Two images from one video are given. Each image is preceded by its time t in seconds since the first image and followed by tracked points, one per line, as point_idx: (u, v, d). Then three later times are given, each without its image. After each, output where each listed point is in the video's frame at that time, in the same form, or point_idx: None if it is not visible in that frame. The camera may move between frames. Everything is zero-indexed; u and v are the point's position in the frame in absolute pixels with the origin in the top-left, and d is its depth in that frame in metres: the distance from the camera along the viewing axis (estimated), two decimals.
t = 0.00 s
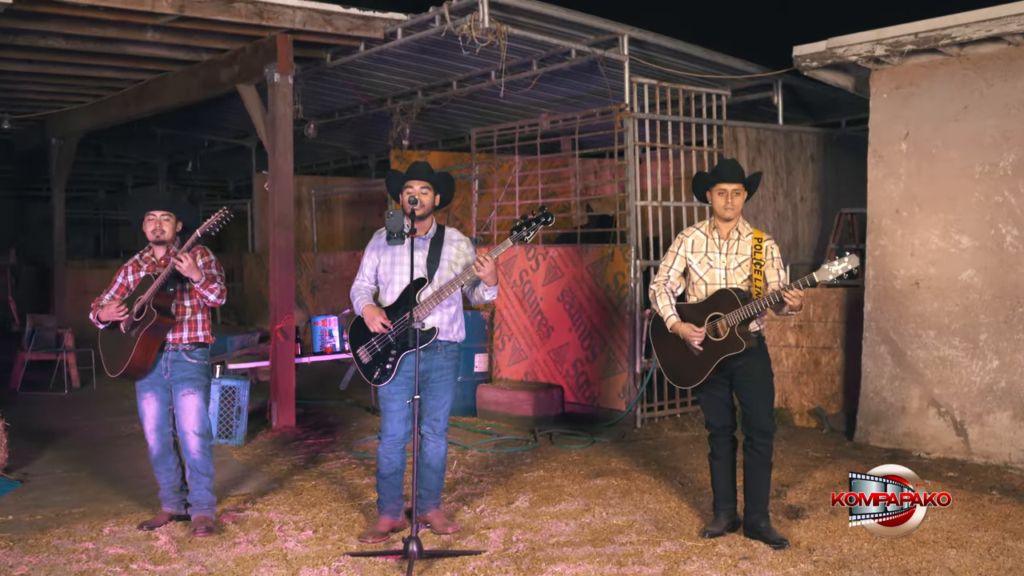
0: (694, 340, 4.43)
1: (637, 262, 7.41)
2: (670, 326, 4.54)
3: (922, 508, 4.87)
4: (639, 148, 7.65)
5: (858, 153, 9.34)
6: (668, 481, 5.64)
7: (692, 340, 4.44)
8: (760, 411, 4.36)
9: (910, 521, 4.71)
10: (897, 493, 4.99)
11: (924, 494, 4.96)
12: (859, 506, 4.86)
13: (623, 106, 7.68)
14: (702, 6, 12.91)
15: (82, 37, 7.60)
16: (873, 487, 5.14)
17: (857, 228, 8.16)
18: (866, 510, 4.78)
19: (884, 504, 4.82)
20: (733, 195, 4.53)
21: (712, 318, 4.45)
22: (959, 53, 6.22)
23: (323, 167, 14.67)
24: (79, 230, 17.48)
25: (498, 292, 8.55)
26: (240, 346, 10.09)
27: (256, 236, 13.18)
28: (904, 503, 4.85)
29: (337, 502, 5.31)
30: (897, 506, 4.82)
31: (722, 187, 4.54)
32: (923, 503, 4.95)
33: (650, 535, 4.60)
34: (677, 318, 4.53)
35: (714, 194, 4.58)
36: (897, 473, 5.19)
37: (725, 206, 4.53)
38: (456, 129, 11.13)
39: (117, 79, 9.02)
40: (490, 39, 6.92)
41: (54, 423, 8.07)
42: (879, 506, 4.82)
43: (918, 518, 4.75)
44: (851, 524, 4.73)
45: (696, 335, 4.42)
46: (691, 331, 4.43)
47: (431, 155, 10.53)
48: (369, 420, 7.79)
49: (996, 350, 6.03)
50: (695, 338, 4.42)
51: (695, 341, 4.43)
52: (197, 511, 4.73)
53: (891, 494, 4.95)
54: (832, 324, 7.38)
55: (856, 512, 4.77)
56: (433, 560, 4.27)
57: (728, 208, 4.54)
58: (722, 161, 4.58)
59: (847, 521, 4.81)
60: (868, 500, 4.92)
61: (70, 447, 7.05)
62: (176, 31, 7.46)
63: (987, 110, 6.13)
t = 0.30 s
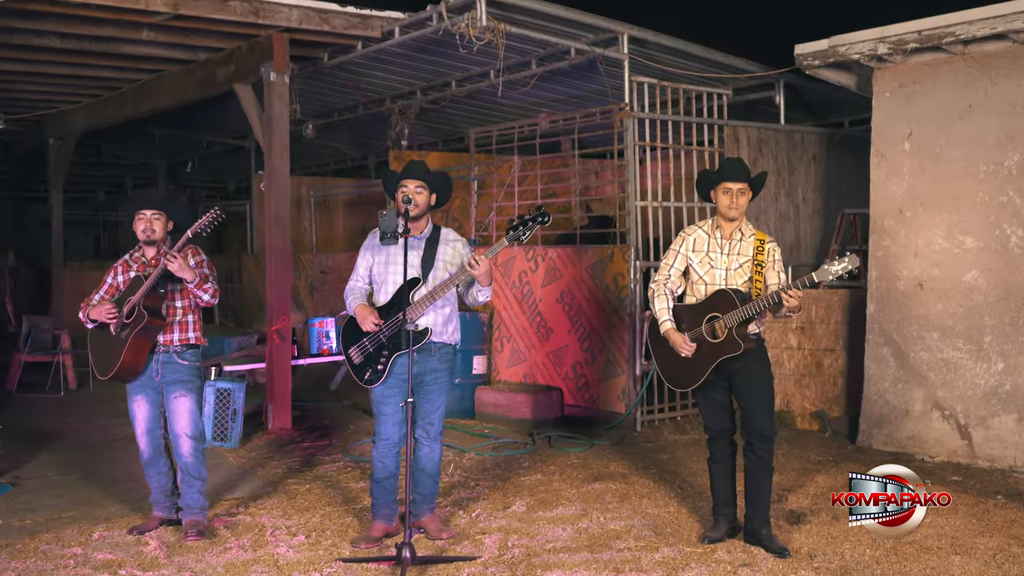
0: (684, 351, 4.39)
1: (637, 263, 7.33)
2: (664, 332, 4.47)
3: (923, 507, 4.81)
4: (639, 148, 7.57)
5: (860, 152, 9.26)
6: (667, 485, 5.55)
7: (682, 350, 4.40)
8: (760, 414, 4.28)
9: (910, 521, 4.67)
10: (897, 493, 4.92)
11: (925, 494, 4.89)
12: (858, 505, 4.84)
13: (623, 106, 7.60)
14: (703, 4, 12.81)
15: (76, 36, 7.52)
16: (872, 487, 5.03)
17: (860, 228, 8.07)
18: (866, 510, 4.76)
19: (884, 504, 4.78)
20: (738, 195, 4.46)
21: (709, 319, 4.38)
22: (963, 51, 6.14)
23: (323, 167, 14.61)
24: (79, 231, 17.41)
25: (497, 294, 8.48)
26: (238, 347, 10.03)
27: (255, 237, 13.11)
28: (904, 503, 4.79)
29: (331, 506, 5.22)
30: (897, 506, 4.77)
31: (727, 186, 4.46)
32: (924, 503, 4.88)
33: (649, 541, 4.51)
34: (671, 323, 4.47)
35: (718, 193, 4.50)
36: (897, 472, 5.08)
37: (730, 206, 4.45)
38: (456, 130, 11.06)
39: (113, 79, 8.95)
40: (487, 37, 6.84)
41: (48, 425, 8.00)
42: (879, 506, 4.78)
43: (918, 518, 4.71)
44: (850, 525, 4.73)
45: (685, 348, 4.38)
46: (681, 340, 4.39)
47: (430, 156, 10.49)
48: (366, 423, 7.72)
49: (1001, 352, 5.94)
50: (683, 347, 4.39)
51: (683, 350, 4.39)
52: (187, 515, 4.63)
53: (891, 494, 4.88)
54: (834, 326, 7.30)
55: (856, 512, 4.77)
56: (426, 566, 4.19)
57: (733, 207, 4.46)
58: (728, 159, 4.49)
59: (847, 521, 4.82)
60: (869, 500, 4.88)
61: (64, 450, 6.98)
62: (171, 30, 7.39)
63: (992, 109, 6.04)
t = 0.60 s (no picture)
0: (690, 351, 4.22)
1: (634, 265, 7.26)
2: (667, 333, 4.33)
3: (923, 507, 4.84)
4: (637, 148, 7.49)
5: (862, 153, 9.15)
6: (666, 491, 5.45)
7: (688, 351, 4.23)
8: (760, 419, 4.18)
9: (910, 522, 4.70)
10: (897, 493, 4.95)
11: (925, 494, 4.91)
12: (858, 505, 4.88)
13: (621, 105, 7.50)
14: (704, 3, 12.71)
15: (68, 35, 7.44)
16: (872, 487, 5.06)
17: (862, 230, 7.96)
18: (866, 510, 4.82)
19: (884, 504, 4.83)
20: (741, 197, 4.35)
21: (709, 322, 4.28)
22: (966, 49, 6.04)
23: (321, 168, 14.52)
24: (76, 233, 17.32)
25: (493, 295, 8.38)
26: (233, 350, 9.94)
27: (252, 239, 13.01)
28: (904, 503, 4.83)
29: (323, 514, 5.13)
30: (897, 506, 4.81)
31: (730, 187, 4.35)
32: (924, 503, 4.90)
33: (646, 550, 4.41)
34: (675, 324, 4.33)
35: (720, 194, 4.39)
36: (897, 472, 5.10)
37: (732, 208, 4.34)
38: (453, 130, 10.95)
39: (106, 79, 8.86)
40: (483, 36, 6.74)
41: (40, 429, 7.90)
42: (879, 506, 4.83)
43: (918, 518, 4.75)
44: (851, 525, 4.77)
45: (692, 349, 4.21)
46: (688, 341, 4.22)
47: (429, 156, 10.47)
48: (362, 427, 7.62)
49: (1005, 356, 5.84)
50: (689, 349, 4.22)
51: (689, 353, 4.22)
52: (175, 527, 4.52)
53: (891, 494, 4.92)
54: (835, 329, 7.20)
55: (855, 511, 4.81)
56: None
57: (736, 209, 4.34)
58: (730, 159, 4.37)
59: (848, 522, 4.85)
60: (869, 500, 4.92)
61: (54, 455, 6.88)
62: (163, 29, 7.31)
63: (996, 108, 5.94)
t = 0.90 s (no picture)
0: (696, 333, 4.12)
1: (633, 267, 7.17)
2: (670, 326, 4.23)
3: (922, 507, 4.91)
4: (635, 148, 7.40)
5: (864, 153, 9.05)
6: (664, 498, 5.35)
7: (694, 335, 4.12)
8: (763, 425, 4.07)
9: (910, 521, 4.75)
10: (897, 493, 5.04)
11: (925, 494, 4.98)
12: (859, 506, 4.94)
13: (619, 105, 7.41)
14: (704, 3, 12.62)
15: (59, 34, 7.34)
16: (873, 487, 5.19)
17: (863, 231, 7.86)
18: (866, 510, 4.84)
19: (884, 504, 4.88)
20: (743, 199, 4.24)
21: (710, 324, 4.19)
22: (970, 48, 5.95)
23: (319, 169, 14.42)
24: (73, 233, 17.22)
25: (491, 297, 8.31)
26: (229, 352, 9.85)
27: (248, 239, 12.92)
28: (904, 503, 4.89)
29: (314, 520, 5.03)
30: (897, 506, 4.86)
31: (731, 189, 4.24)
32: (924, 503, 4.98)
33: (642, 559, 4.32)
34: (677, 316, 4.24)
35: (720, 195, 4.28)
36: (897, 473, 5.25)
37: (733, 210, 4.23)
38: (451, 130, 10.86)
39: (100, 79, 8.77)
40: (479, 34, 6.65)
41: (31, 433, 7.80)
42: (879, 506, 4.87)
43: (918, 519, 4.80)
44: (851, 525, 4.82)
45: (699, 329, 4.11)
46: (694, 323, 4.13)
47: (426, 156, 10.39)
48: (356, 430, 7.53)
49: (1010, 360, 5.74)
50: (697, 330, 4.11)
51: (697, 333, 4.11)
52: (162, 534, 4.42)
53: (891, 494, 5.00)
54: (837, 332, 7.10)
55: (856, 512, 4.84)
56: None
57: (737, 212, 4.24)
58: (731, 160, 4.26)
59: (848, 522, 4.89)
60: (869, 501, 4.99)
61: (44, 459, 6.78)
62: (156, 28, 7.22)
63: (1000, 108, 5.85)
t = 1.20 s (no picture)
0: (685, 354, 4.03)
1: (630, 267, 7.08)
2: (661, 336, 4.14)
3: (922, 508, 4.86)
4: (632, 147, 7.31)
5: (865, 152, 8.94)
6: (660, 502, 5.24)
7: (683, 354, 4.04)
8: (759, 430, 3.97)
9: (910, 522, 4.73)
10: (897, 493, 4.99)
11: (925, 494, 4.95)
12: (858, 505, 4.89)
13: (616, 103, 7.32)
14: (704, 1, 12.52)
15: (49, 32, 7.25)
16: (873, 487, 5.13)
17: (864, 231, 7.76)
18: (866, 510, 4.82)
19: (884, 504, 4.84)
20: (739, 197, 4.12)
21: (705, 326, 4.08)
22: (971, 44, 5.84)
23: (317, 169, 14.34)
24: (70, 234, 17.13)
25: (486, 298, 8.20)
26: (223, 354, 9.77)
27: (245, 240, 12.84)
28: (903, 503, 4.85)
29: (303, 525, 4.93)
30: (897, 506, 4.83)
31: (727, 187, 4.11)
32: (924, 503, 4.93)
33: (636, 566, 4.22)
34: (668, 326, 4.14)
35: (717, 194, 4.16)
36: (897, 473, 5.20)
37: (730, 209, 4.12)
38: (449, 130, 10.77)
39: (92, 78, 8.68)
40: (473, 31, 6.55)
41: (21, 435, 7.71)
42: (879, 506, 4.83)
43: (918, 518, 4.79)
44: (850, 525, 4.79)
45: (688, 350, 4.02)
46: (683, 342, 4.03)
47: (423, 156, 10.31)
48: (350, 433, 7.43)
49: (1012, 361, 5.63)
50: (685, 350, 4.03)
51: (685, 354, 4.03)
52: (146, 540, 4.31)
53: (891, 494, 4.94)
54: (837, 333, 7.00)
55: (856, 512, 4.82)
56: None
57: (733, 210, 4.13)
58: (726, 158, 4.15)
59: (848, 522, 4.87)
60: (869, 500, 4.94)
61: (32, 463, 6.68)
62: (147, 26, 7.15)
63: (1001, 105, 5.74)
